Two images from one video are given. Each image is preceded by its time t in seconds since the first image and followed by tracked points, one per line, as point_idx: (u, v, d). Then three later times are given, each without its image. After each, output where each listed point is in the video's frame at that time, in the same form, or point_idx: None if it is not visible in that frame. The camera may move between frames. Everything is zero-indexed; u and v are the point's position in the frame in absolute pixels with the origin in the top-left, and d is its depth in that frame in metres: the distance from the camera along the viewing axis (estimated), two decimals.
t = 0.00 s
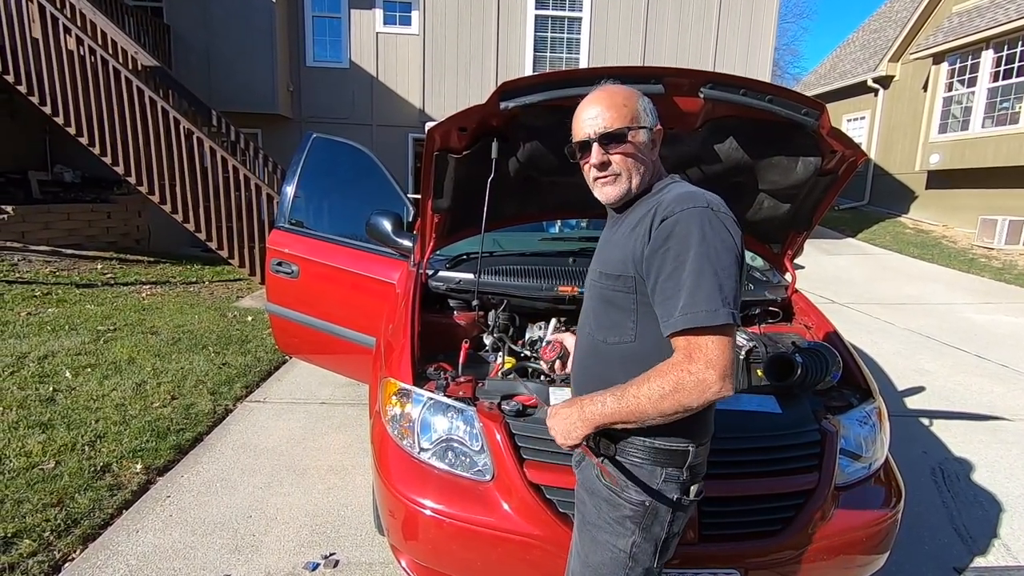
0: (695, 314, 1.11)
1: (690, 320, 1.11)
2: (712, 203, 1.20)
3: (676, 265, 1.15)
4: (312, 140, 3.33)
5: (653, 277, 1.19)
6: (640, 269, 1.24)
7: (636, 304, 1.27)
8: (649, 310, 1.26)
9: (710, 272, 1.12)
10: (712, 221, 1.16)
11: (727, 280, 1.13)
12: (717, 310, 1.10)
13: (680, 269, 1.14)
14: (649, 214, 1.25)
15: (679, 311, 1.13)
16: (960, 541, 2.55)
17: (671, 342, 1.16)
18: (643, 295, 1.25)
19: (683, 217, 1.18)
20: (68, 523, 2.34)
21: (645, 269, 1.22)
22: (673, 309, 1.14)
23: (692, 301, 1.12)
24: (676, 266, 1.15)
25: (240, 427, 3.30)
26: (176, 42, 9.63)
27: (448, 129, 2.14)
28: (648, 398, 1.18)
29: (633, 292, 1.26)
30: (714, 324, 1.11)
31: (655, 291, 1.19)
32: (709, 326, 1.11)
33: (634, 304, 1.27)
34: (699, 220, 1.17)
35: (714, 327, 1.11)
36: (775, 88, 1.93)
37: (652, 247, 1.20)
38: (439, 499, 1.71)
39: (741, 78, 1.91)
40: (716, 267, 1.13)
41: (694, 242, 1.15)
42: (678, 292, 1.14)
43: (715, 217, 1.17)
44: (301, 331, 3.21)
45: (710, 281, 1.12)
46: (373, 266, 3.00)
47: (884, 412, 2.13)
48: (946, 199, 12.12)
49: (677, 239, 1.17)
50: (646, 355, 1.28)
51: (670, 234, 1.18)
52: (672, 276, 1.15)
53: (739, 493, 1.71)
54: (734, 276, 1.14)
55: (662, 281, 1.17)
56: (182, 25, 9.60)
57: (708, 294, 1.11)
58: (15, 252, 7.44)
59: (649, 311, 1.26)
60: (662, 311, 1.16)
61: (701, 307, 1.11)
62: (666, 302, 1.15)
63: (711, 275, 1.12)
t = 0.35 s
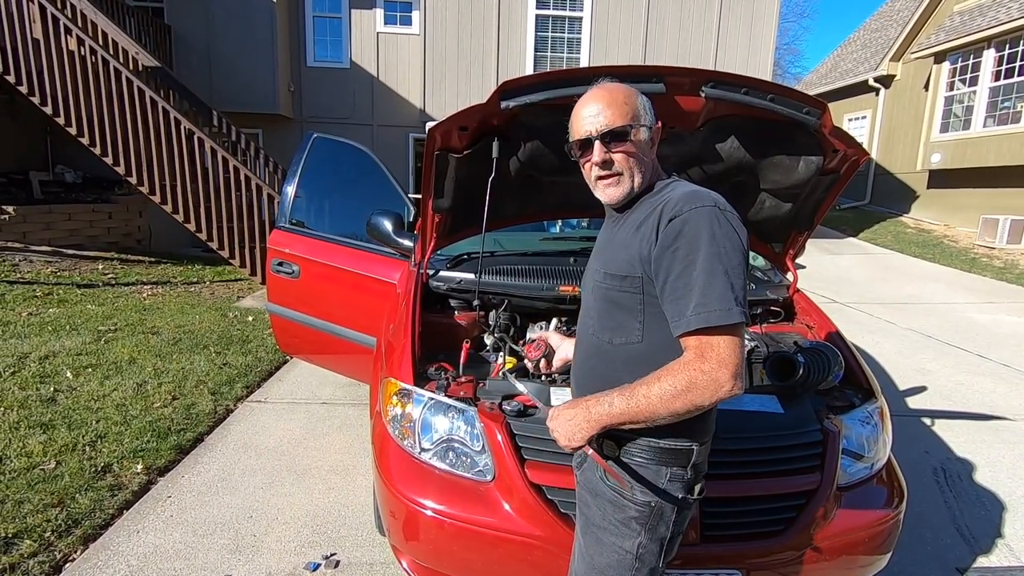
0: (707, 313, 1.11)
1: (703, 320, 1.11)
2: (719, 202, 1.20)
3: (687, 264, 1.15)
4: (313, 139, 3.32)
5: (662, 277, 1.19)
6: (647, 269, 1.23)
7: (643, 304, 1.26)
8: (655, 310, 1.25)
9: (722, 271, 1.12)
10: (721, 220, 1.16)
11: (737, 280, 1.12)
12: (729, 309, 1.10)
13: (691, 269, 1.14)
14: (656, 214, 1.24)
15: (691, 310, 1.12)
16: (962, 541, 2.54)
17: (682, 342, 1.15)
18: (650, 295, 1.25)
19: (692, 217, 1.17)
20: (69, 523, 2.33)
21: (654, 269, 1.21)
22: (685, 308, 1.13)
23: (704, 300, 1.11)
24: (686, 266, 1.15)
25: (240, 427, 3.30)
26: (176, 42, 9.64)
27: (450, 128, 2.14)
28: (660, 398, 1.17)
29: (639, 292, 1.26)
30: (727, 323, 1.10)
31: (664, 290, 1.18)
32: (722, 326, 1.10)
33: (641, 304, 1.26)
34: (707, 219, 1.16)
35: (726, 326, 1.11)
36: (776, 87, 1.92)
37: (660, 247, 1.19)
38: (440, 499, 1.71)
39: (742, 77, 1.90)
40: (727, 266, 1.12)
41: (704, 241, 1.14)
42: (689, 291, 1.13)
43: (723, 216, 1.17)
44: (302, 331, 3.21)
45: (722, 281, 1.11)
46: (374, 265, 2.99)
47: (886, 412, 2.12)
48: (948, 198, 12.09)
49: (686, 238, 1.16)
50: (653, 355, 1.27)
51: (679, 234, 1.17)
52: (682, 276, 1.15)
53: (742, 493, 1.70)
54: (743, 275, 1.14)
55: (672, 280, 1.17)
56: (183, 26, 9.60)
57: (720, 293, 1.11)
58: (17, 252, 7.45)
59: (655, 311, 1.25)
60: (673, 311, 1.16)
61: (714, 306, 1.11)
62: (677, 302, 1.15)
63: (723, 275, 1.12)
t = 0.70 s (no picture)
0: (705, 311, 1.11)
1: (701, 318, 1.11)
2: (716, 201, 1.20)
3: (684, 263, 1.14)
4: (312, 139, 3.32)
5: (660, 275, 1.19)
6: (645, 268, 1.23)
7: (641, 304, 1.26)
8: (654, 309, 1.25)
9: (719, 270, 1.12)
10: (718, 219, 1.16)
11: (735, 278, 1.12)
12: (727, 307, 1.10)
13: (688, 268, 1.14)
14: (653, 213, 1.24)
15: (688, 308, 1.12)
16: (962, 540, 2.54)
17: (680, 340, 1.15)
18: (649, 294, 1.24)
19: (689, 216, 1.17)
20: (69, 524, 2.33)
21: (652, 268, 1.21)
22: (682, 307, 1.13)
23: (701, 299, 1.11)
24: (684, 265, 1.14)
25: (240, 428, 3.29)
26: (176, 43, 9.63)
27: (449, 128, 2.14)
28: (659, 397, 1.17)
29: (637, 292, 1.26)
30: (725, 321, 1.10)
31: (662, 289, 1.18)
32: (719, 324, 1.10)
33: (639, 304, 1.27)
34: (705, 218, 1.16)
35: (724, 324, 1.11)
36: (776, 86, 1.92)
37: (658, 246, 1.19)
38: (440, 499, 1.71)
39: (741, 76, 1.90)
40: (724, 265, 1.12)
41: (701, 239, 1.14)
42: (687, 290, 1.13)
43: (720, 215, 1.17)
44: (301, 332, 3.20)
45: (720, 280, 1.11)
46: (374, 265, 2.99)
47: (886, 411, 2.12)
48: (947, 198, 12.10)
49: (683, 237, 1.16)
50: (651, 354, 1.27)
51: (676, 233, 1.17)
52: (680, 275, 1.15)
53: (742, 493, 1.70)
54: (740, 273, 1.14)
55: (670, 280, 1.16)
56: (182, 26, 9.59)
57: (718, 291, 1.11)
58: (16, 252, 7.45)
59: (654, 310, 1.25)
60: (670, 309, 1.16)
61: (711, 304, 1.11)
62: (674, 300, 1.15)
63: (719, 274, 1.12)
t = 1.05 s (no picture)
0: (701, 313, 1.11)
1: (698, 319, 1.11)
2: (713, 203, 1.20)
3: (681, 264, 1.15)
4: (308, 142, 3.29)
5: (656, 277, 1.19)
6: (642, 270, 1.23)
7: (639, 305, 1.26)
8: (651, 311, 1.26)
9: (716, 271, 1.12)
10: (715, 221, 1.16)
11: (732, 279, 1.12)
12: (723, 308, 1.10)
13: (685, 269, 1.14)
14: (651, 215, 1.25)
15: (685, 309, 1.13)
16: (959, 542, 2.54)
17: (676, 342, 1.15)
18: (645, 295, 1.25)
19: (686, 218, 1.17)
20: (65, 527, 2.32)
21: (648, 269, 1.21)
22: (679, 308, 1.14)
23: (697, 300, 1.12)
24: (680, 266, 1.15)
25: (238, 430, 3.28)
26: (173, 44, 9.61)
27: (448, 131, 2.14)
28: (655, 398, 1.17)
29: (635, 293, 1.26)
30: (721, 323, 1.11)
31: (659, 291, 1.19)
32: (715, 325, 1.11)
33: (636, 305, 1.27)
34: (701, 220, 1.16)
35: (720, 325, 1.11)
36: (773, 89, 1.93)
37: (655, 247, 1.20)
38: (439, 502, 1.70)
39: (739, 79, 1.90)
40: (720, 266, 1.12)
41: (697, 241, 1.14)
42: (683, 291, 1.14)
43: (717, 217, 1.17)
44: (299, 334, 3.20)
45: (716, 281, 1.12)
46: (372, 267, 2.99)
47: (884, 413, 2.13)
48: (944, 200, 12.13)
49: (680, 238, 1.16)
50: (649, 356, 1.27)
51: (673, 235, 1.17)
52: (677, 276, 1.15)
53: (741, 495, 1.70)
54: (737, 274, 1.14)
55: (666, 281, 1.17)
56: (180, 27, 9.58)
57: (714, 292, 1.11)
58: (14, 253, 7.44)
59: (651, 312, 1.25)
60: (667, 311, 1.16)
61: (708, 305, 1.11)
62: (670, 301, 1.15)
63: (716, 275, 1.12)
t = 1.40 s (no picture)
0: (699, 316, 1.11)
1: (695, 323, 1.11)
2: (712, 207, 1.20)
3: (680, 268, 1.15)
4: (305, 144, 3.32)
5: (655, 280, 1.19)
6: (641, 273, 1.23)
7: (637, 308, 1.27)
8: (649, 314, 1.26)
9: (714, 276, 1.12)
10: (714, 225, 1.17)
11: (730, 283, 1.13)
12: (721, 312, 1.11)
13: (683, 273, 1.14)
14: (649, 218, 1.25)
15: (683, 313, 1.13)
16: (953, 545, 2.55)
17: (675, 345, 1.16)
18: (644, 299, 1.25)
19: (684, 222, 1.18)
20: (57, 530, 2.31)
21: (647, 273, 1.22)
22: (677, 312, 1.14)
23: (696, 304, 1.12)
24: (679, 270, 1.15)
25: (232, 433, 3.27)
26: (169, 44, 9.59)
27: (445, 133, 2.14)
28: (652, 401, 1.17)
29: (633, 296, 1.26)
30: (719, 327, 1.11)
31: (657, 295, 1.19)
32: (713, 328, 1.11)
33: (634, 309, 1.27)
34: (700, 223, 1.17)
35: (718, 329, 1.12)
36: (768, 93, 1.94)
37: (653, 251, 1.20)
38: (434, 504, 1.70)
39: (734, 83, 1.91)
40: (719, 270, 1.13)
41: (695, 245, 1.15)
42: (680, 295, 1.14)
43: (715, 221, 1.17)
44: (294, 335, 3.19)
45: (714, 285, 1.12)
46: (368, 269, 2.99)
47: (878, 416, 2.13)
48: (937, 205, 12.21)
49: (679, 242, 1.17)
50: (646, 359, 1.28)
51: (671, 239, 1.18)
52: (674, 279, 1.16)
53: (736, 498, 1.71)
54: (735, 278, 1.14)
55: (665, 285, 1.17)
56: (176, 28, 9.56)
57: (712, 296, 1.11)
58: (6, 254, 7.39)
59: (649, 315, 1.26)
60: (665, 313, 1.16)
61: (706, 309, 1.11)
62: (669, 305, 1.15)
63: (714, 280, 1.12)
